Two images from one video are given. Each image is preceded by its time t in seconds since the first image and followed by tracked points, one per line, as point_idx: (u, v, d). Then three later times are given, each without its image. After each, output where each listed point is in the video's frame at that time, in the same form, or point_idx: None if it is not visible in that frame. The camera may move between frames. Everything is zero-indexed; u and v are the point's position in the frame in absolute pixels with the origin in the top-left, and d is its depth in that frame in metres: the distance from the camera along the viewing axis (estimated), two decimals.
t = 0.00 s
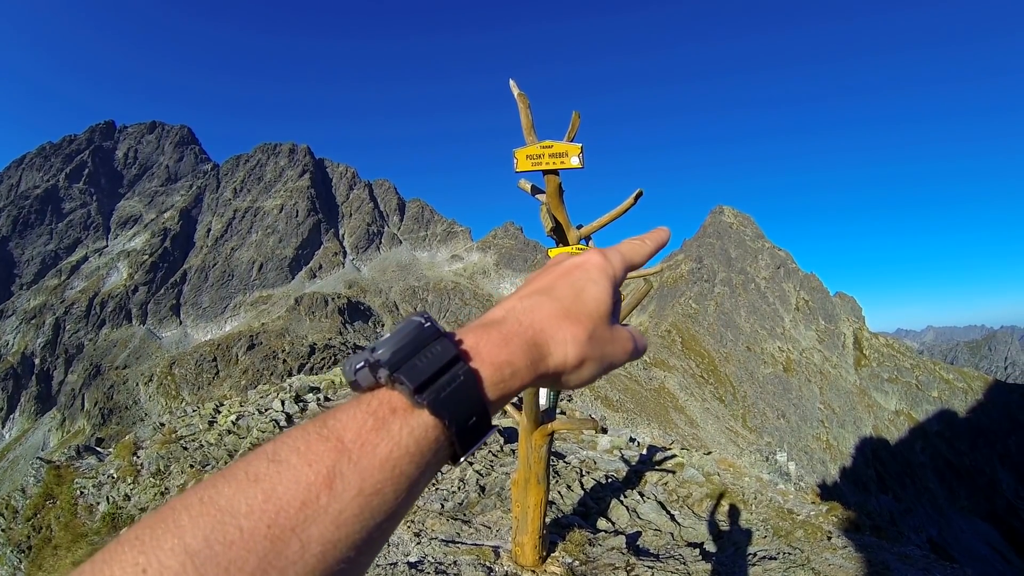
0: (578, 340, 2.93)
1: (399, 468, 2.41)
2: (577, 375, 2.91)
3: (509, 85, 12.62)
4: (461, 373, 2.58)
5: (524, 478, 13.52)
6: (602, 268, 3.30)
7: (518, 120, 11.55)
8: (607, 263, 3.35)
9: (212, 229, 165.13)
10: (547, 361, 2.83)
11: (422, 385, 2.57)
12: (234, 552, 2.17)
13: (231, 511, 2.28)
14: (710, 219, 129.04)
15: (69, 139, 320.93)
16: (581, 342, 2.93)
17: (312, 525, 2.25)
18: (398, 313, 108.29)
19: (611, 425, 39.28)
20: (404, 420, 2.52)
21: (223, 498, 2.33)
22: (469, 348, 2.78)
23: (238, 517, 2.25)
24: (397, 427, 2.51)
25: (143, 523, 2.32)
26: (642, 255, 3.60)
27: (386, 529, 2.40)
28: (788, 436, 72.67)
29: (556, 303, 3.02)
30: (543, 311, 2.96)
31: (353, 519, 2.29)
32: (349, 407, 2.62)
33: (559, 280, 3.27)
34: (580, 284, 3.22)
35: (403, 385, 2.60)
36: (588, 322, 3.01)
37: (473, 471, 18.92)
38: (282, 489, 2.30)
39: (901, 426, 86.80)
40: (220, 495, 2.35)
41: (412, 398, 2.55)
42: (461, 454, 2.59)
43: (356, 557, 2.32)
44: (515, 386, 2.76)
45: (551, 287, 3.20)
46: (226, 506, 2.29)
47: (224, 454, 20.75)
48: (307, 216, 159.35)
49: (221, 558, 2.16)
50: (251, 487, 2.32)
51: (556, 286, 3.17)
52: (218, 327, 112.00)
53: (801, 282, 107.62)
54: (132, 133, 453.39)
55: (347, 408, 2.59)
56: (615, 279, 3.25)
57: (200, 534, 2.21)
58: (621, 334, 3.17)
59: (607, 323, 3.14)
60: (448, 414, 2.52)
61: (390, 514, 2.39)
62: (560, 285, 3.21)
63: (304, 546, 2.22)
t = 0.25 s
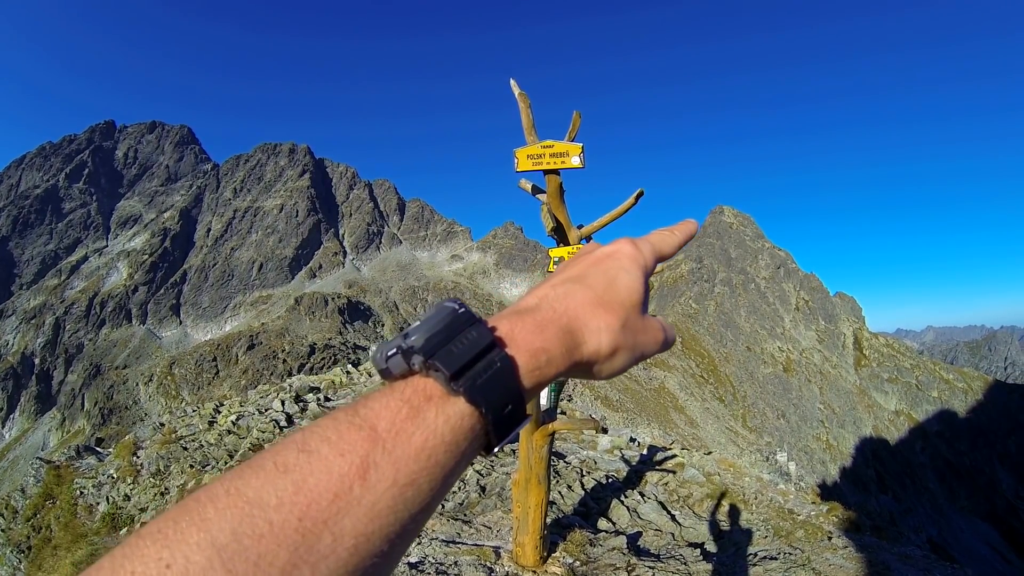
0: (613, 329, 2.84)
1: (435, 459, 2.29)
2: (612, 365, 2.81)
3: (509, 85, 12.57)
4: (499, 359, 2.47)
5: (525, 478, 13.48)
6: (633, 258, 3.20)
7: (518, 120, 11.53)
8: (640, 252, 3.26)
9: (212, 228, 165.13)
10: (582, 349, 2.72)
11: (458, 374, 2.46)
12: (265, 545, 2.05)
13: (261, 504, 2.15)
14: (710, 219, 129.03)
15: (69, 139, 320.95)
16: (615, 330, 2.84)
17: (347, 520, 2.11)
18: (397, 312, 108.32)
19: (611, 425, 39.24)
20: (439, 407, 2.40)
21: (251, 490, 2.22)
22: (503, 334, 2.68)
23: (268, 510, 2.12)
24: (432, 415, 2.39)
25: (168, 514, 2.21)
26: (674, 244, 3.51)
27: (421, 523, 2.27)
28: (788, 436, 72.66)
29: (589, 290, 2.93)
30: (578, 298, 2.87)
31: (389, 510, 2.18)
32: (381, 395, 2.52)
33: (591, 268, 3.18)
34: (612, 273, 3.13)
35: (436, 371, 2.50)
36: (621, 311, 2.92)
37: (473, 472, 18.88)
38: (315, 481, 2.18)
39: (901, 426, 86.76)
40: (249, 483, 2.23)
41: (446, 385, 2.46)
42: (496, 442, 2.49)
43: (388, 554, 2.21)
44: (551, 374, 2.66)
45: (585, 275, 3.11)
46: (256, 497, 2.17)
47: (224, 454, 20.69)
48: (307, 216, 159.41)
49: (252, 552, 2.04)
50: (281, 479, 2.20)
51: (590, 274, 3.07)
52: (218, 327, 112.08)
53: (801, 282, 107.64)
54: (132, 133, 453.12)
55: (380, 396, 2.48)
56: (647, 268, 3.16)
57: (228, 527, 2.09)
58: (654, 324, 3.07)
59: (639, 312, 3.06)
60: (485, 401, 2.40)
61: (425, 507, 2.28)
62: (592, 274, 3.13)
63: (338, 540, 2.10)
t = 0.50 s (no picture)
0: (613, 328, 2.80)
1: (433, 452, 2.26)
2: (610, 364, 2.76)
3: (509, 85, 12.55)
4: (498, 356, 2.44)
5: (525, 479, 13.46)
6: (634, 258, 3.17)
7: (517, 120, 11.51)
8: (641, 252, 3.22)
9: (212, 229, 165.21)
10: (582, 348, 2.68)
11: (458, 369, 2.43)
12: (263, 539, 2.04)
13: (260, 498, 2.13)
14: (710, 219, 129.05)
15: (69, 140, 320.99)
16: (616, 330, 2.79)
17: (346, 513, 2.10)
18: (397, 313, 108.32)
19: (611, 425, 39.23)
20: (438, 403, 2.38)
21: (253, 484, 2.19)
22: (503, 331, 2.65)
23: (267, 502, 2.12)
24: (430, 411, 2.36)
25: (167, 507, 2.18)
26: (677, 247, 3.46)
27: (417, 518, 2.24)
28: (788, 436, 72.60)
29: (590, 289, 2.91)
30: (578, 297, 2.84)
31: (386, 509, 2.14)
32: (381, 390, 2.48)
33: (591, 269, 3.15)
34: (614, 273, 3.09)
35: (437, 368, 2.47)
36: (621, 310, 2.88)
37: (474, 472, 18.86)
38: (313, 473, 2.16)
39: (901, 426, 86.73)
40: (246, 481, 2.19)
41: (446, 380, 2.42)
42: (492, 442, 2.47)
43: (388, 547, 2.18)
44: (550, 372, 2.63)
45: (586, 274, 3.08)
46: (255, 492, 2.14)
47: (224, 454, 20.67)
48: (307, 216, 159.45)
49: (249, 545, 2.04)
50: (280, 473, 2.18)
51: (589, 274, 3.06)
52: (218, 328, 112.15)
53: (801, 282, 107.63)
54: (132, 133, 453.05)
55: (380, 392, 2.44)
56: (647, 269, 3.13)
57: (226, 519, 2.07)
58: (654, 325, 3.01)
59: (638, 314, 3.01)
60: (484, 398, 2.37)
61: (425, 502, 2.24)
62: (593, 274, 3.10)
63: (338, 533, 2.07)
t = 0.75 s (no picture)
0: (616, 332, 2.77)
1: (439, 456, 2.26)
2: (616, 369, 2.74)
3: (509, 85, 12.57)
4: (502, 359, 2.45)
5: (525, 479, 13.46)
6: (638, 265, 3.15)
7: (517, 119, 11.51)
8: (645, 258, 3.20)
9: (212, 229, 165.18)
10: (586, 352, 2.67)
11: (462, 374, 2.42)
12: (271, 542, 2.03)
13: (267, 502, 2.13)
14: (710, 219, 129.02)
15: (70, 140, 320.93)
16: (620, 335, 2.78)
17: (353, 516, 2.10)
18: (398, 313, 108.28)
19: (611, 426, 39.29)
20: (444, 407, 2.38)
21: (260, 488, 2.19)
22: (508, 335, 2.65)
23: (275, 505, 2.11)
24: (435, 416, 2.36)
25: (176, 510, 2.19)
26: (681, 252, 3.45)
27: (423, 521, 2.24)
28: (788, 436, 72.57)
29: (595, 293, 2.89)
30: (582, 300, 2.82)
31: (392, 512, 2.15)
32: (387, 394, 2.48)
33: (595, 274, 3.13)
34: (619, 278, 3.07)
35: (442, 373, 2.46)
36: (626, 315, 2.86)
37: (473, 472, 18.84)
38: (320, 477, 2.15)
39: (901, 426, 86.75)
40: (254, 484, 2.20)
41: (449, 384, 2.43)
42: (497, 445, 2.47)
43: (395, 548, 2.18)
44: (556, 376, 2.62)
45: (591, 280, 3.06)
46: (262, 495, 2.14)
47: (224, 454, 20.65)
48: (307, 216, 159.40)
49: (257, 548, 2.04)
50: (286, 476, 2.17)
51: (594, 277, 3.04)
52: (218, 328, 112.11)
53: (801, 282, 107.62)
54: (133, 133, 453.28)
55: (386, 397, 2.45)
56: (652, 273, 3.12)
57: (234, 524, 2.07)
58: (657, 331, 2.99)
59: (643, 318, 2.99)
60: (489, 403, 2.36)
61: (430, 505, 2.24)
62: (598, 278, 3.08)
63: (344, 538, 2.07)
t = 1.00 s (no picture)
0: (614, 331, 2.81)
1: (442, 451, 2.30)
2: (612, 367, 2.79)
3: (509, 85, 12.60)
4: (503, 357, 2.47)
5: (524, 479, 13.50)
6: (636, 265, 3.19)
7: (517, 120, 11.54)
8: (642, 258, 3.24)
9: (212, 229, 165.26)
10: (584, 351, 2.70)
11: (464, 370, 2.45)
12: (277, 537, 2.05)
13: (274, 496, 2.16)
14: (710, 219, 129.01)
15: (70, 140, 321.08)
16: (616, 333, 2.80)
17: (358, 512, 2.12)
18: (397, 313, 108.25)
19: (610, 426, 39.34)
20: (446, 404, 2.40)
21: (267, 482, 2.22)
22: (508, 335, 2.69)
23: (281, 502, 2.14)
24: (438, 412, 2.39)
25: (181, 507, 2.22)
26: (678, 254, 3.48)
27: (426, 517, 2.26)
28: (788, 436, 72.57)
29: (593, 293, 2.93)
30: (580, 301, 2.85)
31: (398, 507, 2.18)
32: (391, 391, 2.52)
33: (594, 275, 3.16)
34: (617, 276, 3.12)
35: (444, 370, 2.50)
36: (623, 314, 2.89)
37: (474, 472, 18.87)
38: (325, 472, 2.18)
39: (901, 426, 86.78)
40: (260, 480, 2.22)
41: (452, 382, 2.46)
42: (497, 443, 2.50)
43: (399, 543, 2.21)
44: (554, 374, 2.66)
45: (588, 280, 3.10)
46: (269, 490, 2.17)
47: (223, 454, 20.67)
48: (307, 216, 159.37)
49: (264, 542, 2.06)
50: (293, 473, 2.19)
51: (593, 278, 3.06)
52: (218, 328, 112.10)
53: (801, 282, 107.70)
54: (132, 134, 453.05)
55: (388, 394, 2.47)
56: (649, 273, 3.16)
57: (242, 518, 2.10)
58: (654, 332, 3.02)
59: (641, 317, 3.03)
60: (488, 397, 2.39)
61: (433, 501, 2.27)
62: (596, 279, 3.10)
63: (348, 533, 2.09)
